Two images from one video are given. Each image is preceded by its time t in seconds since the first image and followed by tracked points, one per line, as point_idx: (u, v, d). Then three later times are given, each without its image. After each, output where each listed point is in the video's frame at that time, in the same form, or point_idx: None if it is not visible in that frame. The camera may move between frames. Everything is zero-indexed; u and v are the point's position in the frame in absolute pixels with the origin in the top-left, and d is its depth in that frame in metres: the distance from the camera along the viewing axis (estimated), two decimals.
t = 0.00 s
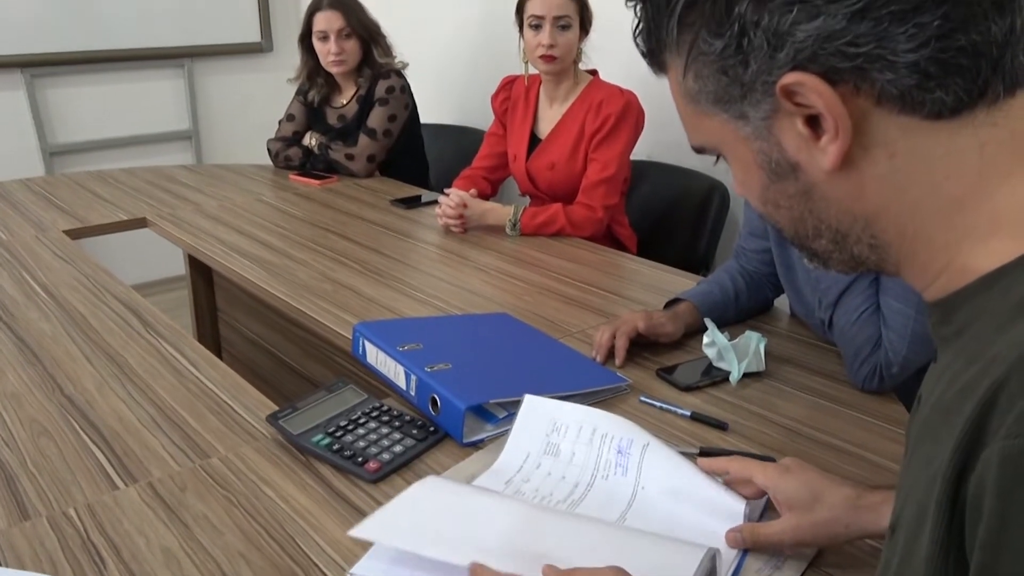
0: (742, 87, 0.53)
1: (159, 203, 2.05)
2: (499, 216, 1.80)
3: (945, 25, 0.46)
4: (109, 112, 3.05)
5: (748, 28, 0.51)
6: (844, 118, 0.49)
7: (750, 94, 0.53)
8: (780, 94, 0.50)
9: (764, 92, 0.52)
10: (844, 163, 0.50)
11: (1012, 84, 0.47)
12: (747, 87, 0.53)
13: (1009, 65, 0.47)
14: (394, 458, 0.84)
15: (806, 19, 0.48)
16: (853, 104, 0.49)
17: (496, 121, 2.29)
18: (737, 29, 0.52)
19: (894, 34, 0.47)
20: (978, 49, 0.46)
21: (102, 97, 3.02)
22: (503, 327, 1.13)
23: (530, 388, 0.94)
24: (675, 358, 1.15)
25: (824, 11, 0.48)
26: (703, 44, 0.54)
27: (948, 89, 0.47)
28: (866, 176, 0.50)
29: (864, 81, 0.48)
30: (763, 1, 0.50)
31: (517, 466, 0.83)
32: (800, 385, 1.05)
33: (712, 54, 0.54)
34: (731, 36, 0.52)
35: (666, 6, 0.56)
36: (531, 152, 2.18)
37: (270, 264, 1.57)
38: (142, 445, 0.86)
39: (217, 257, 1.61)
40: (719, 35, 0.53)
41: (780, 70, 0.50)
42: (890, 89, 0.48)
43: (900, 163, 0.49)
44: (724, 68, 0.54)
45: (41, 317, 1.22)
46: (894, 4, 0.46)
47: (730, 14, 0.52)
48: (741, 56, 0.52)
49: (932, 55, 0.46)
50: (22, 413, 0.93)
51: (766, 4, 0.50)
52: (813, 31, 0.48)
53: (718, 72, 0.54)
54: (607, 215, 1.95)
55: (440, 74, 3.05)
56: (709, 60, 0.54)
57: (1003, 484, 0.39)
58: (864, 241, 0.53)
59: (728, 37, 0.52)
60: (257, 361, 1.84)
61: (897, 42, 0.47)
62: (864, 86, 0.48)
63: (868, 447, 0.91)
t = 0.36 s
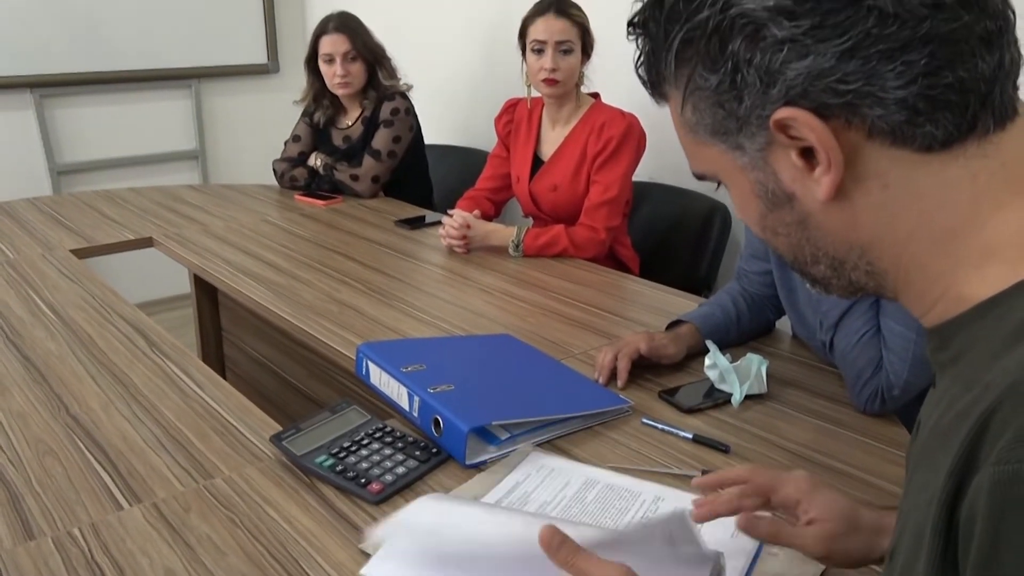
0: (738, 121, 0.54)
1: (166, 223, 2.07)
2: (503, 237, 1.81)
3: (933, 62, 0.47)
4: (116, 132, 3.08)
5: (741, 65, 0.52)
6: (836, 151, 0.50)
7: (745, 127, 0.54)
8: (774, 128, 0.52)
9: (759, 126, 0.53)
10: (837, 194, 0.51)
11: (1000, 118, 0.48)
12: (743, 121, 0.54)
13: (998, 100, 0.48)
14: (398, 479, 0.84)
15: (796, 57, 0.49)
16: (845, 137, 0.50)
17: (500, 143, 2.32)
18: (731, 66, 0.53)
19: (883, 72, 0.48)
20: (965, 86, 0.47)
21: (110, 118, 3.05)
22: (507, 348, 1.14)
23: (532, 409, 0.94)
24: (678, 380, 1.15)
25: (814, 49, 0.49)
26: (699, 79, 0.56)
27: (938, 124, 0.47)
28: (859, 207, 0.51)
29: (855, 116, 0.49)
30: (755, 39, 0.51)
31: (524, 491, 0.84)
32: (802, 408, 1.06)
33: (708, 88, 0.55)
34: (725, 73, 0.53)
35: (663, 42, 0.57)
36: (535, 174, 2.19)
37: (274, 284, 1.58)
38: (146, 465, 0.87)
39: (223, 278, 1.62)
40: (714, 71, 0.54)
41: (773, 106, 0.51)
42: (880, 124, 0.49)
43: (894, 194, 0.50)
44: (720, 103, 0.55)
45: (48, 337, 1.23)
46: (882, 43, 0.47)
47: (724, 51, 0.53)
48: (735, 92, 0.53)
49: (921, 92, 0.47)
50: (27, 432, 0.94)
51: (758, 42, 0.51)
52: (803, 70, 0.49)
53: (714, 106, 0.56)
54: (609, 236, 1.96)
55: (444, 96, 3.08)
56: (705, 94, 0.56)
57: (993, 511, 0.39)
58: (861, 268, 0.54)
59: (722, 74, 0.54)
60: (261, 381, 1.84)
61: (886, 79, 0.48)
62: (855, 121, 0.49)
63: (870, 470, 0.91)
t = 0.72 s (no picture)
0: (729, 149, 0.55)
1: (176, 238, 2.09)
2: (510, 251, 1.82)
3: (918, 83, 0.48)
4: (128, 147, 3.11)
5: (728, 95, 0.53)
6: (826, 175, 0.51)
7: (737, 156, 0.55)
8: (765, 155, 0.53)
9: (750, 153, 0.54)
10: (829, 218, 0.52)
11: (990, 134, 0.49)
12: (734, 149, 0.55)
13: (987, 116, 0.48)
14: (403, 491, 0.85)
15: (782, 84, 0.50)
16: (835, 161, 0.51)
17: (509, 157, 2.33)
18: (718, 97, 0.54)
19: (869, 95, 0.48)
20: (954, 104, 0.48)
21: (122, 133, 3.09)
22: (513, 362, 1.14)
23: (538, 422, 0.95)
24: (684, 394, 1.16)
25: (799, 77, 0.50)
26: (689, 111, 0.57)
27: (927, 143, 0.48)
28: (852, 229, 0.52)
29: (844, 139, 0.50)
30: (741, 69, 0.52)
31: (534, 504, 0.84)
32: (808, 421, 1.06)
33: (698, 119, 0.56)
34: (713, 104, 0.55)
35: (653, 76, 0.58)
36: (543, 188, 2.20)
37: (283, 298, 1.59)
38: (154, 476, 0.88)
39: (232, 292, 1.63)
40: (702, 102, 0.55)
41: (762, 134, 0.52)
42: (869, 146, 0.49)
43: (886, 214, 0.51)
44: (710, 132, 0.56)
45: (59, 350, 1.24)
46: (867, 66, 0.48)
47: (711, 82, 0.54)
48: (724, 122, 0.54)
49: (908, 113, 0.48)
50: (38, 444, 0.95)
51: (744, 72, 0.52)
52: (790, 96, 0.50)
53: (705, 136, 0.57)
54: (617, 250, 1.97)
55: (453, 110, 3.11)
56: (696, 125, 0.57)
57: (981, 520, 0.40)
58: (858, 288, 0.55)
59: (710, 104, 0.55)
60: (269, 395, 1.85)
61: (873, 102, 0.48)
62: (845, 144, 0.50)
63: (876, 484, 0.91)
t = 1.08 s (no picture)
0: (726, 162, 0.56)
1: (187, 243, 2.10)
2: (519, 256, 1.82)
3: (909, 91, 0.49)
4: (140, 153, 3.13)
5: (723, 108, 0.54)
6: (823, 183, 0.52)
7: (734, 166, 0.56)
8: (762, 165, 0.54)
9: (747, 164, 0.55)
10: (828, 226, 0.53)
11: (982, 139, 0.50)
12: (731, 161, 0.56)
13: (977, 122, 0.50)
14: (411, 494, 0.85)
15: (776, 96, 0.51)
16: (831, 168, 0.52)
17: (518, 162, 2.33)
18: (714, 108, 0.55)
19: (862, 104, 0.50)
20: (945, 110, 0.49)
21: (134, 140, 3.11)
22: (522, 366, 1.15)
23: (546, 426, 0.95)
24: (692, 397, 1.15)
25: (792, 88, 0.51)
26: (686, 124, 0.58)
27: (921, 149, 0.49)
28: (850, 236, 0.53)
29: (840, 147, 0.51)
30: (735, 83, 0.53)
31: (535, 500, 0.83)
32: (817, 425, 1.05)
33: (694, 132, 0.57)
34: (709, 116, 0.55)
35: (649, 92, 0.60)
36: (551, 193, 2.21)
37: (293, 303, 1.60)
38: (164, 479, 0.89)
39: (242, 297, 1.64)
40: (698, 115, 0.56)
41: (758, 144, 0.53)
42: (864, 154, 0.51)
43: (884, 220, 0.52)
44: (708, 145, 0.57)
45: (71, 355, 1.26)
46: (859, 76, 0.49)
47: (705, 96, 0.55)
48: (721, 134, 0.55)
49: (901, 119, 0.49)
50: (49, 448, 0.96)
51: (737, 84, 0.53)
52: (784, 107, 0.51)
53: (703, 148, 0.58)
54: (626, 254, 1.96)
55: (462, 115, 3.11)
56: (692, 138, 0.58)
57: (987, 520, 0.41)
58: (860, 295, 0.56)
59: (706, 117, 0.56)
60: (280, 400, 1.86)
61: (866, 111, 0.50)
62: (840, 152, 0.51)
63: (885, 487, 0.91)
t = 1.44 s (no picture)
0: (721, 168, 0.57)
1: (191, 245, 2.11)
2: (523, 255, 1.82)
3: (897, 92, 0.49)
4: (146, 156, 3.14)
5: (715, 116, 0.55)
6: (818, 186, 0.52)
7: (729, 173, 0.57)
8: (757, 170, 0.54)
9: (742, 169, 0.55)
10: (825, 229, 0.54)
11: (973, 137, 0.50)
12: (726, 168, 0.57)
13: (967, 120, 0.50)
14: (415, 494, 0.85)
15: (767, 102, 0.52)
16: (825, 171, 0.52)
17: (521, 162, 2.33)
18: (706, 117, 0.56)
19: (852, 106, 0.50)
20: (934, 110, 0.49)
21: (139, 142, 3.12)
22: (526, 365, 1.15)
23: (549, 425, 0.95)
24: (696, 395, 1.15)
25: (782, 93, 0.51)
26: (679, 133, 0.59)
27: (913, 149, 0.50)
28: (847, 238, 0.54)
29: (832, 150, 0.51)
30: (725, 90, 0.54)
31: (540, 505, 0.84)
32: (822, 422, 1.05)
33: (688, 141, 0.59)
34: (702, 125, 0.56)
35: (642, 102, 0.61)
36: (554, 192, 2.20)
37: (298, 304, 1.60)
38: (169, 480, 0.89)
39: (247, 298, 1.65)
40: (691, 124, 0.57)
41: (752, 150, 0.54)
42: (856, 156, 0.51)
43: (879, 222, 0.52)
44: (702, 153, 0.58)
45: (77, 357, 1.26)
46: (846, 79, 0.50)
47: (698, 105, 0.56)
48: (715, 142, 0.56)
49: (891, 120, 0.50)
50: (54, 450, 0.96)
51: (728, 92, 0.54)
52: (774, 113, 0.52)
53: (697, 156, 0.59)
54: (629, 253, 1.96)
55: (466, 117, 3.12)
56: (686, 147, 0.59)
57: (983, 517, 0.41)
58: (860, 297, 0.56)
59: (699, 126, 0.57)
60: (286, 400, 1.87)
61: (856, 113, 0.50)
62: (833, 155, 0.52)
63: (890, 485, 0.90)
